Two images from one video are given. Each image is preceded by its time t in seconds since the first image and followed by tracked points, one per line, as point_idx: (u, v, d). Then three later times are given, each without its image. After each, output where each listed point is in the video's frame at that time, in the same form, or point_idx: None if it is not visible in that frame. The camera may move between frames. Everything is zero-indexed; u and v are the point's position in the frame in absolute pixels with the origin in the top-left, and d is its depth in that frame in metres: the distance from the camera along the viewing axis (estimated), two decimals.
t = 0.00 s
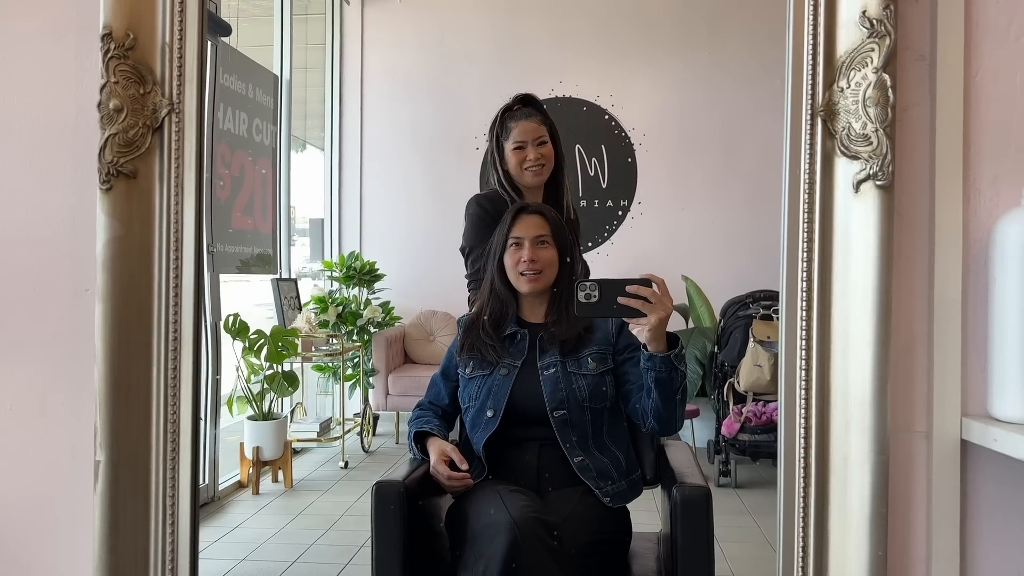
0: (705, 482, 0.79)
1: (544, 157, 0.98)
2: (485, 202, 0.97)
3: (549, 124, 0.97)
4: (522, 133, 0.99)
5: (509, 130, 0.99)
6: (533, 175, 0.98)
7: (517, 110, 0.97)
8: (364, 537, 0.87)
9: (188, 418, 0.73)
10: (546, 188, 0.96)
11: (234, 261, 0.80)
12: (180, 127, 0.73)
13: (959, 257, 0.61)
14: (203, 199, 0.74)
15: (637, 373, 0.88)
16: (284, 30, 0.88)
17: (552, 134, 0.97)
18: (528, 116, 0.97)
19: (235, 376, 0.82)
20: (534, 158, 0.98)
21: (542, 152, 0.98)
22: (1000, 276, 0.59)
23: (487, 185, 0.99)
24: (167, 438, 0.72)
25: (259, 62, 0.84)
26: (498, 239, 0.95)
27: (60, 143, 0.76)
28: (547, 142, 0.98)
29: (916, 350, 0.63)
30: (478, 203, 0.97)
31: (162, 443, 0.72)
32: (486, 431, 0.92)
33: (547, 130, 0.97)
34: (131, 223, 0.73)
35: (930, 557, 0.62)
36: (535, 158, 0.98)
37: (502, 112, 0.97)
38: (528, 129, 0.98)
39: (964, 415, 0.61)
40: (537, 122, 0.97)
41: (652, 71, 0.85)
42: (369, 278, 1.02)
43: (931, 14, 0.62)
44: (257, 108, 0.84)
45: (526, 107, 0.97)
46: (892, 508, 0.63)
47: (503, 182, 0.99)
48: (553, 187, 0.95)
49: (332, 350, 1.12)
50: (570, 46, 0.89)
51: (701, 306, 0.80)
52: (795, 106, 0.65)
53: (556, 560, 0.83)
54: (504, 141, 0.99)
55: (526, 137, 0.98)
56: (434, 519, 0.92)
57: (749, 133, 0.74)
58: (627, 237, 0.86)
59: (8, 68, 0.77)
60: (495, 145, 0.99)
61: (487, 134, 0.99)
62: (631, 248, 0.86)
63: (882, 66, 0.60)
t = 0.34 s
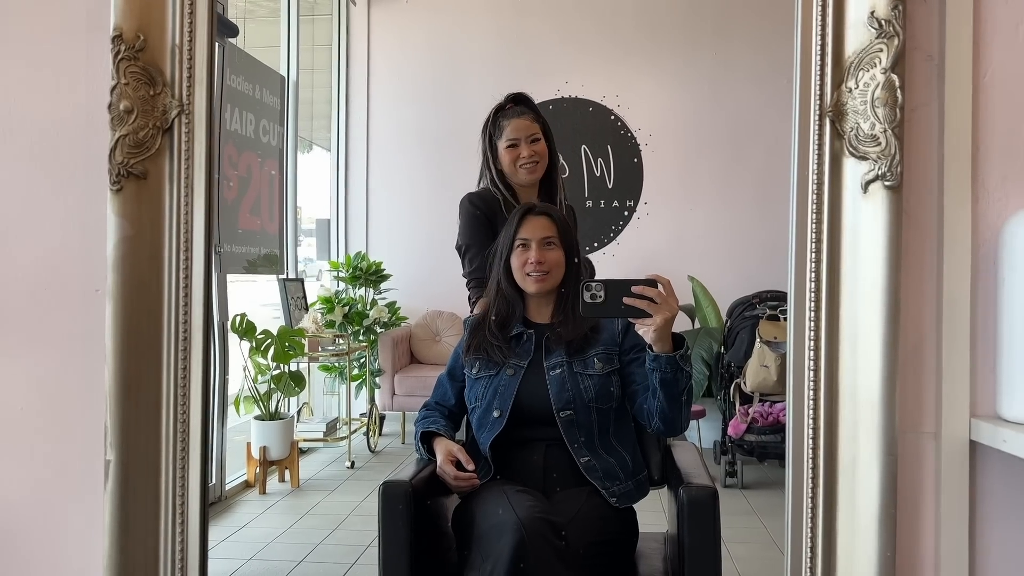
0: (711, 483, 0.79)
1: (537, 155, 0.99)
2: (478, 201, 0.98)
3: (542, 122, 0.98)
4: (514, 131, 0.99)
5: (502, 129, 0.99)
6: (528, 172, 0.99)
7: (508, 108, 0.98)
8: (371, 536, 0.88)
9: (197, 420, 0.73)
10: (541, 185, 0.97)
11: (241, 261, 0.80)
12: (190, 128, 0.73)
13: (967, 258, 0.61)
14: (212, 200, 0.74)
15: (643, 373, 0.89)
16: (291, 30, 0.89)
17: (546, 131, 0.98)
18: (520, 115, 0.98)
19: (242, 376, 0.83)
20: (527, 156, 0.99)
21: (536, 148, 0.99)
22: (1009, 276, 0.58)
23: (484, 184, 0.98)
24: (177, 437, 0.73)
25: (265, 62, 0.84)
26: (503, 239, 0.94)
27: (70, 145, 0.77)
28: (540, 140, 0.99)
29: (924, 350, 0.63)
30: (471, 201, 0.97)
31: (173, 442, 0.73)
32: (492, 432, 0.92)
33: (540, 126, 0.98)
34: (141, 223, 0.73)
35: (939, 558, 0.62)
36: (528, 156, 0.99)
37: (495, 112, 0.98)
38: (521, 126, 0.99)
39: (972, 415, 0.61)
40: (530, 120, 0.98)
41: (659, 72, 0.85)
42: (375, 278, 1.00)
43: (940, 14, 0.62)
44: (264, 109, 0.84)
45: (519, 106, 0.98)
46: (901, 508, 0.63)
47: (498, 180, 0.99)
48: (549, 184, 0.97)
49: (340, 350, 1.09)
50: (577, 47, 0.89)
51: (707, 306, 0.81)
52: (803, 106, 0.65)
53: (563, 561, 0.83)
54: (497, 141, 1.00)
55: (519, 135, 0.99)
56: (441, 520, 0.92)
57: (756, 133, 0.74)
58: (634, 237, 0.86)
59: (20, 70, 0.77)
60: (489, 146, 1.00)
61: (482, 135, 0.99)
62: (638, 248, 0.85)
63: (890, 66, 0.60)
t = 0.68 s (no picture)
0: (716, 486, 0.79)
1: (527, 157, 1.03)
2: (468, 198, 1.03)
3: (534, 124, 1.00)
4: (507, 132, 1.02)
5: (495, 129, 1.02)
6: (517, 174, 1.04)
7: (503, 108, 1.00)
8: (374, 538, 0.88)
9: (203, 423, 0.73)
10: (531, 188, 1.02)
11: (245, 263, 0.81)
12: (196, 132, 0.73)
13: (974, 263, 0.61)
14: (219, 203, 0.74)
15: (647, 376, 0.89)
16: (295, 34, 0.89)
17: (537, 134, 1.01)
18: (514, 115, 1.00)
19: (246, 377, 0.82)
20: (518, 158, 1.04)
21: (527, 150, 1.03)
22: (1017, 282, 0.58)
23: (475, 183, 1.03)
24: (182, 441, 0.73)
25: (270, 65, 0.84)
26: (509, 243, 0.97)
27: (76, 149, 0.77)
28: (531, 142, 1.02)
29: (932, 356, 0.62)
30: (460, 199, 1.02)
31: (177, 445, 0.73)
32: (497, 434, 0.92)
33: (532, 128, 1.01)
34: (146, 227, 0.73)
35: (946, 565, 0.62)
36: (519, 158, 1.04)
37: (489, 112, 1.00)
38: (513, 127, 1.02)
39: (980, 421, 0.61)
40: (522, 121, 1.01)
41: (664, 75, 0.85)
42: (380, 280, 1.00)
43: (948, 17, 0.62)
44: (269, 111, 0.83)
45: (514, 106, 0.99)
46: (908, 514, 0.63)
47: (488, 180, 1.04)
48: (538, 186, 1.01)
49: (343, 351, 1.10)
50: (581, 50, 0.89)
51: (711, 308, 0.80)
52: (809, 111, 0.64)
53: (567, 565, 0.82)
54: (489, 140, 1.03)
55: (511, 136, 1.03)
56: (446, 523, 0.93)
57: (763, 137, 0.73)
58: (638, 240, 0.86)
59: (26, 75, 0.78)
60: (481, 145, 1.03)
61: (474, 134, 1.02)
62: (643, 251, 0.85)
63: (898, 71, 0.60)
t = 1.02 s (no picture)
0: (719, 489, 0.78)
1: (512, 160, 0.98)
2: (451, 202, 0.97)
3: (520, 125, 0.96)
4: (491, 134, 0.97)
5: (480, 130, 0.97)
6: (502, 178, 0.98)
7: (489, 109, 0.96)
8: (377, 540, 0.87)
9: (205, 425, 0.73)
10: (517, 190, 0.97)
11: (248, 265, 0.84)
12: (200, 134, 0.73)
13: (978, 267, 0.61)
14: (222, 205, 0.74)
15: (650, 377, 0.88)
16: (299, 37, 0.91)
17: (523, 136, 0.96)
18: (500, 116, 0.96)
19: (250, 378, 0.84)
20: (502, 162, 0.98)
21: (511, 153, 0.97)
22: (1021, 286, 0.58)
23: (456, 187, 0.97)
24: (185, 442, 0.73)
25: (273, 66, 0.88)
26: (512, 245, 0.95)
27: (81, 150, 0.77)
28: (517, 145, 0.97)
29: (936, 359, 0.62)
30: (444, 204, 0.97)
31: (180, 446, 0.73)
32: (499, 436, 0.93)
33: (519, 130, 0.96)
34: (150, 229, 0.73)
35: (950, 568, 0.62)
36: (504, 161, 0.98)
37: (474, 112, 0.96)
38: (497, 129, 0.97)
39: (983, 424, 0.61)
40: (508, 123, 0.97)
41: (667, 77, 0.85)
42: (382, 281, 0.92)
43: (952, 21, 0.62)
44: (272, 113, 0.87)
45: (499, 107, 0.96)
46: (911, 517, 0.63)
47: (470, 183, 0.98)
48: (524, 190, 0.96)
49: (345, 352, 0.98)
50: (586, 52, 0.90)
51: (713, 310, 0.80)
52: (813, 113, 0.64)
53: (569, 566, 0.84)
54: (472, 142, 0.98)
55: (495, 139, 0.98)
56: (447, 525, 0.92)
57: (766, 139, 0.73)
58: (639, 242, 0.85)
59: (31, 76, 0.78)
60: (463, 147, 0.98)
61: (458, 134, 0.97)
62: (644, 253, 0.84)
63: (902, 74, 0.60)
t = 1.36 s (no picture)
0: (717, 491, 0.79)
1: (508, 164, 1.04)
2: (447, 205, 1.02)
3: (514, 129, 1.01)
4: (487, 137, 1.02)
5: (475, 134, 1.01)
6: (497, 180, 1.04)
7: (485, 111, 0.99)
8: (375, 541, 0.88)
9: (205, 426, 0.74)
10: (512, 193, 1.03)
11: (248, 265, 0.81)
12: (201, 136, 0.73)
13: (977, 272, 0.61)
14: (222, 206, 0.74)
15: (649, 379, 0.88)
16: (300, 37, 0.90)
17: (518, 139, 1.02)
18: (494, 120, 1.00)
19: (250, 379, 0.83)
20: (498, 164, 1.04)
21: (506, 156, 1.03)
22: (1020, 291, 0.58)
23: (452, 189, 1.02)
24: (184, 442, 0.73)
25: (274, 67, 0.84)
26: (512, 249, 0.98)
27: (82, 150, 0.77)
28: (512, 149, 1.03)
29: (934, 363, 0.62)
30: (442, 205, 1.01)
31: (179, 447, 0.73)
32: (498, 438, 0.92)
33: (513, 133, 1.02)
34: (151, 231, 0.74)
35: (947, 573, 0.62)
36: (500, 164, 1.03)
37: (468, 114, 0.99)
38: (493, 133, 1.02)
39: (981, 429, 0.61)
40: (504, 126, 1.01)
41: (667, 80, 0.85)
42: (382, 282, 0.98)
43: (951, 26, 0.62)
44: (273, 113, 0.84)
45: (495, 109, 0.99)
46: (908, 521, 0.63)
47: (465, 186, 1.03)
48: (519, 192, 1.02)
49: (345, 353, 1.04)
50: (586, 55, 0.90)
51: (713, 313, 0.80)
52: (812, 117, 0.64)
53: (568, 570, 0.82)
54: (469, 145, 1.02)
55: (492, 142, 1.03)
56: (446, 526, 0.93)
57: (765, 143, 0.73)
58: (639, 244, 0.86)
59: (33, 77, 0.78)
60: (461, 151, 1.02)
61: (455, 137, 1.00)
62: (644, 255, 0.85)
63: (901, 79, 0.60)
